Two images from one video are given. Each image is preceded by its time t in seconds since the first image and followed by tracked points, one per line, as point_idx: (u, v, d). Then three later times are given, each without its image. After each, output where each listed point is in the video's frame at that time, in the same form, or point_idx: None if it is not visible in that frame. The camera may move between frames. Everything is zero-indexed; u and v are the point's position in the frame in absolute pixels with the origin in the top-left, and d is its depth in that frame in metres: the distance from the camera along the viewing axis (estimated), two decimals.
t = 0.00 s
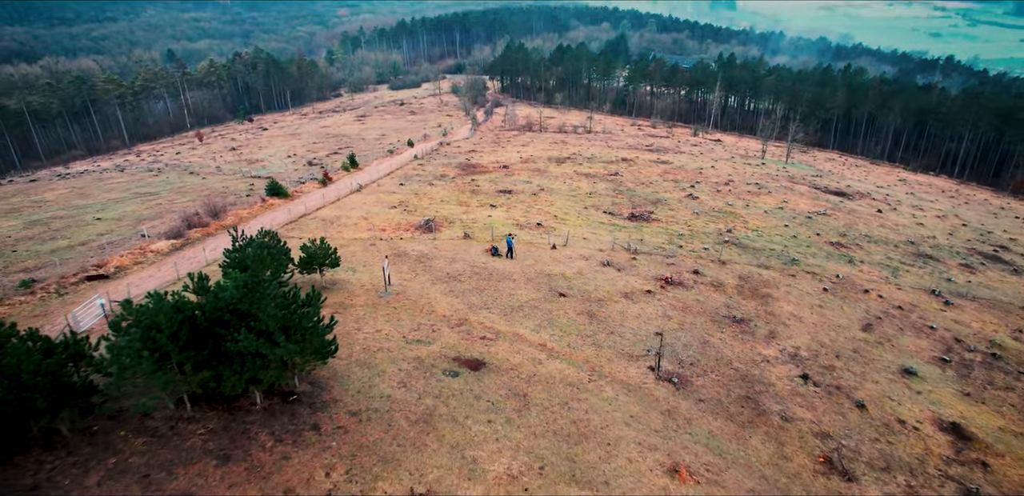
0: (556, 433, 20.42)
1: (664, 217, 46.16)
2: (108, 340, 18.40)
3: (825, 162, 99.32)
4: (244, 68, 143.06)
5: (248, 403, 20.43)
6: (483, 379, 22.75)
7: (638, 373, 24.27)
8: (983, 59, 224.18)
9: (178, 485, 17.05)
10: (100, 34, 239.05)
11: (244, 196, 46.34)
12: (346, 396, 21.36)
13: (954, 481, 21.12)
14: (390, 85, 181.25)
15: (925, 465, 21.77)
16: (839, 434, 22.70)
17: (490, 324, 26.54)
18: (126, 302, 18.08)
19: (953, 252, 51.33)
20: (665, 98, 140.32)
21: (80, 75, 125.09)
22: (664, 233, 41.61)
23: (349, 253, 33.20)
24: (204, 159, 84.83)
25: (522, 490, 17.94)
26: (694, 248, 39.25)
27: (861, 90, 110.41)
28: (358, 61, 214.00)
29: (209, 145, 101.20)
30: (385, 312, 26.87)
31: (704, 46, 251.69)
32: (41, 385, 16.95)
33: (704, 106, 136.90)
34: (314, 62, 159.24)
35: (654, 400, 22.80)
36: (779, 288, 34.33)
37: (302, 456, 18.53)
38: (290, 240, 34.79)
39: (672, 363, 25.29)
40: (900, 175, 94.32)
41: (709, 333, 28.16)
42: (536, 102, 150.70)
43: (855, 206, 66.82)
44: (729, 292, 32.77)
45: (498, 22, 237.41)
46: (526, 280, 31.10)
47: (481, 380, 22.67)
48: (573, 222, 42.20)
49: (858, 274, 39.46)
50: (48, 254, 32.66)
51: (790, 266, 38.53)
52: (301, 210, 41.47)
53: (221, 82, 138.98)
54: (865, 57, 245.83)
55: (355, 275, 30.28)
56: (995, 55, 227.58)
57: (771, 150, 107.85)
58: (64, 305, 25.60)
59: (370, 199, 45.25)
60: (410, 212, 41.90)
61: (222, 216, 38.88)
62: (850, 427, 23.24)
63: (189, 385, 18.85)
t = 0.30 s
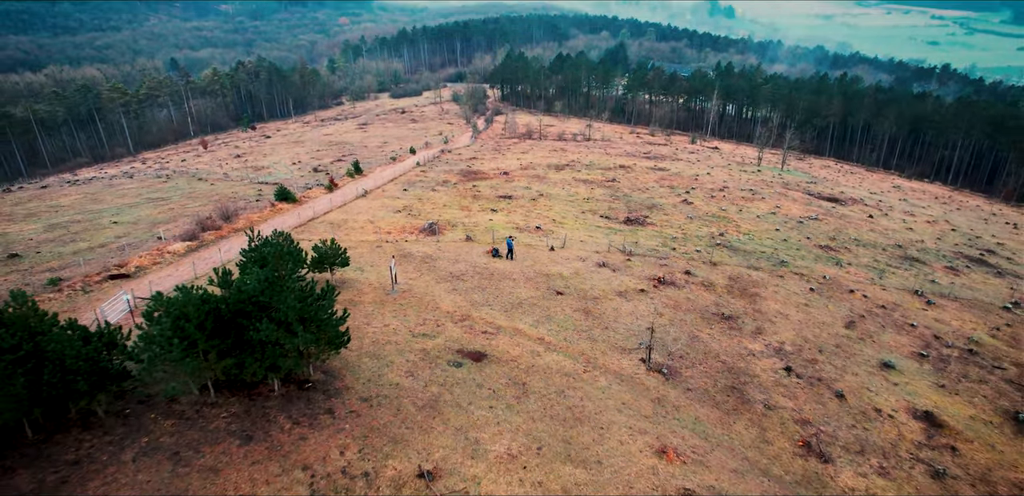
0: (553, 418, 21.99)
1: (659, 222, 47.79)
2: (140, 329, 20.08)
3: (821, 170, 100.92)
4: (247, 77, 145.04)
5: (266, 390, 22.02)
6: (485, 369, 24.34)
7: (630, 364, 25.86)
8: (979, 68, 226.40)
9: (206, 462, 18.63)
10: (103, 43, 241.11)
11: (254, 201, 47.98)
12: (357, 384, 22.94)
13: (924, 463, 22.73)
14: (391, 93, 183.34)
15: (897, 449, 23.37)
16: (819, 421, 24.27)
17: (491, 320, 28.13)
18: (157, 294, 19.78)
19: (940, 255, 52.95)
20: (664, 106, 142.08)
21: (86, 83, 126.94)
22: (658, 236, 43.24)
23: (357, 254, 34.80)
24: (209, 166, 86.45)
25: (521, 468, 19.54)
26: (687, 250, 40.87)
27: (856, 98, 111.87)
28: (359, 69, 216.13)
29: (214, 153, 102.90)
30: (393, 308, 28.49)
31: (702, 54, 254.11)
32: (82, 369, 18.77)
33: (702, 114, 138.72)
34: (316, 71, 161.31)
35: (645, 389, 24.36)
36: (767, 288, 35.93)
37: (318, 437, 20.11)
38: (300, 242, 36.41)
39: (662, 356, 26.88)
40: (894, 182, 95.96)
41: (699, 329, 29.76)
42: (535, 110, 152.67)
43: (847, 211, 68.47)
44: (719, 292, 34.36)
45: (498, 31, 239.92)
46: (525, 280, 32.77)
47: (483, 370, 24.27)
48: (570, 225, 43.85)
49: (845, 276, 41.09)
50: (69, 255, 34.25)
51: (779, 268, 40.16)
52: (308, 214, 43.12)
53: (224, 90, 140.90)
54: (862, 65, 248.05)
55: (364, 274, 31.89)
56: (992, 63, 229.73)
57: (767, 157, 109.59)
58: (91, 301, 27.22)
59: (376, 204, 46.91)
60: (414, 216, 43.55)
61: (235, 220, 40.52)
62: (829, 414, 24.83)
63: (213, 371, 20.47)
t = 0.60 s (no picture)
0: (550, 404, 23.66)
1: (654, 226, 49.52)
2: (169, 320, 21.78)
3: (816, 177, 102.58)
4: (250, 85, 147.04)
5: (283, 378, 23.69)
6: (487, 360, 26.04)
7: (623, 357, 27.54)
8: (975, 76, 228.65)
9: (230, 441, 20.30)
10: (107, 52, 243.53)
11: (263, 206, 49.74)
12: (367, 373, 24.59)
13: (896, 447, 24.39)
14: (393, 101, 185.53)
15: (872, 434, 25.03)
16: (799, 409, 25.93)
17: (493, 316, 29.84)
18: (186, 288, 21.48)
19: (926, 259, 54.68)
20: (662, 114, 144.00)
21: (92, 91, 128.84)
22: (653, 239, 44.98)
23: (364, 255, 36.52)
24: (215, 173, 88.21)
25: (520, 448, 21.19)
26: (679, 252, 42.60)
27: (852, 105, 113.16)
28: (361, 77, 218.38)
29: (218, 160, 104.58)
30: (400, 305, 30.22)
31: (701, 63, 256.54)
32: (118, 355, 20.54)
33: (699, 121, 140.59)
34: (318, 79, 163.42)
35: (637, 379, 26.04)
36: (756, 288, 37.63)
37: (333, 420, 21.76)
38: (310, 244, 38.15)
39: (653, 349, 28.55)
40: (888, 188, 97.74)
41: (689, 325, 31.45)
42: (535, 118, 154.77)
43: (839, 216, 70.22)
44: (709, 291, 36.05)
45: (498, 40, 242.46)
46: (524, 279, 34.50)
47: (484, 361, 25.95)
48: (568, 229, 45.60)
49: (832, 277, 42.79)
50: (90, 256, 35.99)
51: (768, 269, 41.87)
52: (317, 217, 44.83)
53: (227, 98, 142.81)
54: (859, 73, 250.39)
55: (371, 273, 33.63)
56: (989, 71, 231.71)
57: (763, 164, 111.44)
58: (116, 298, 28.95)
59: (380, 208, 48.64)
60: (418, 220, 45.29)
61: (246, 223, 42.28)
62: (810, 403, 26.49)
63: (236, 359, 22.17)
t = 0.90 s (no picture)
0: (547, 392, 25.40)
1: (649, 230, 51.29)
2: (195, 313, 23.50)
3: (812, 183, 104.32)
4: (253, 93, 149.02)
5: (299, 368, 25.43)
6: (488, 353, 27.81)
7: (616, 350, 29.29)
8: (972, 83, 230.89)
9: (252, 424, 22.02)
10: (110, 60, 245.84)
11: (272, 210, 51.55)
12: (377, 364, 26.31)
13: (871, 433, 26.11)
14: (394, 109, 187.70)
15: (849, 422, 26.75)
16: (781, 398, 27.64)
17: (494, 313, 31.61)
18: (211, 283, 23.20)
19: (913, 262, 56.48)
20: (660, 121, 145.99)
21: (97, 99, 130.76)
22: (648, 242, 46.77)
23: (371, 256, 38.31)
24: (221, 179, 89.99)
25: (519, 431, 22.92)
26: (673, 254, 44.38)
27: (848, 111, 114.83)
28: (363, 84, 220.60)
29: (223, 166, 106.32)
30: (406, 302, 32.01)
31: (700, 71, 258.97)
32: (149, 344, 22.34)
33: (697, 128, 142.56)
34: (320, 86, 165.52)
35: (629, 370, 27.78)
36: (745, 287, 39.40)
37: (346, 405, 23.49)
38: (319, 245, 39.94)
39: (645, 343, 30.28)
40: (882, 194, 99.56)
41: (679, 321, 33.20)
42: (535, 125, 156.86)
43: (831, 221, 72.02)
44: (700, 291, 37.79)
45: (498, 48, 245.14)
46: (524, 279, 36.27)
47: (486, 354, 27.70)
48: (566, 232, 47.39)
49: (819, 278, 44.59)
50: (110, 258, 37.75)
51: (758, 270, 43.64)
52: (324, 221, 46.58)
53: (230, 105, 144.69)
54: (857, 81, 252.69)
55: (379, 273, 35.42)
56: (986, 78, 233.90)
57: (760, 171, 113.35)
58: (138, 295, 30.70)
59: (385, 213, 50.43)
60: (421, 223, 47.11)
61: (257, 227, 44.06)
62: (792, 393, 28.20)
63: (256, 349, 23.94)
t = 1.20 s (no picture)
0: (544, 382, 27.24)
1: (644, 233, 53.19)
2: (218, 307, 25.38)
3: (808, 189, 106.19)
4: (256, 100, 151.11)
5: (313, 360, 27.27)
6: (489, 346, 29.67)
7: (609, 344, 31.12)
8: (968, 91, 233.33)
9: (271, 409, 23.83)
10: (114, 67, 248.03)
11: (280, 214, 53.47)
12: (385, 356, 28.16)
13: (847, 421, 27.92)
14: (395, 116, 189.90)
15: (828, 410, 28.57)
16: (764, 389, 29.46)
17: (494, 309, 33.50)
18: (233, 279, 25.08)
19: (900, 264, 58.39)
20: (658, 128, 148.04)
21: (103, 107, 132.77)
22: (642, 245, 48.66)
23: (378, 257, 40.21)
24: (226, 185, 91.87)
25: (518, 416, 24.75)
26: (666, 256, 46.26)
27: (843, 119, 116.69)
28: (365, 91, 223.02)
29: (227, 172, 108.23)
30: (411, 299, 33.89)
31: (699, 78, 261.44)
32: (177, 335, 24.27)
33: (695, 135, 144.59)
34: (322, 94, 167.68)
35: (621, 363, 29.62)
36: (734, 287, 41.25)
37: (357, 393, 25.33)
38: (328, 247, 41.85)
39: (637, 338, 32.13)
40: (875, 200, 101.50)
41: (670, 318, 35.06)
42: (535, 132, 158.99)
43: (822, 226, 73.94)
44: (690, 290, 39.62)
45: (498, 55, 247.74)
46: (523, 279, 38.15)
47: (487, 347, 29.54)
48: (563, 235, 49.29)
49: (806, 279, 46.49)
50: (128, 259, 39.57)
51: (748, 272, 45.53)
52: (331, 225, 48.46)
53: (233, 113, 146.63)
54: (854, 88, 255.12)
55: (385, 273, 37.30)
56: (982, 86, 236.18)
57: (755, 177, 115.35)
58: (159, 294, 32.55)
59: (390, 217, 52.36)
60: (425, 227, 49.04)
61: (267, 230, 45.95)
62: (774, 384, 30.02)
63: (274, 341, 25.79)
